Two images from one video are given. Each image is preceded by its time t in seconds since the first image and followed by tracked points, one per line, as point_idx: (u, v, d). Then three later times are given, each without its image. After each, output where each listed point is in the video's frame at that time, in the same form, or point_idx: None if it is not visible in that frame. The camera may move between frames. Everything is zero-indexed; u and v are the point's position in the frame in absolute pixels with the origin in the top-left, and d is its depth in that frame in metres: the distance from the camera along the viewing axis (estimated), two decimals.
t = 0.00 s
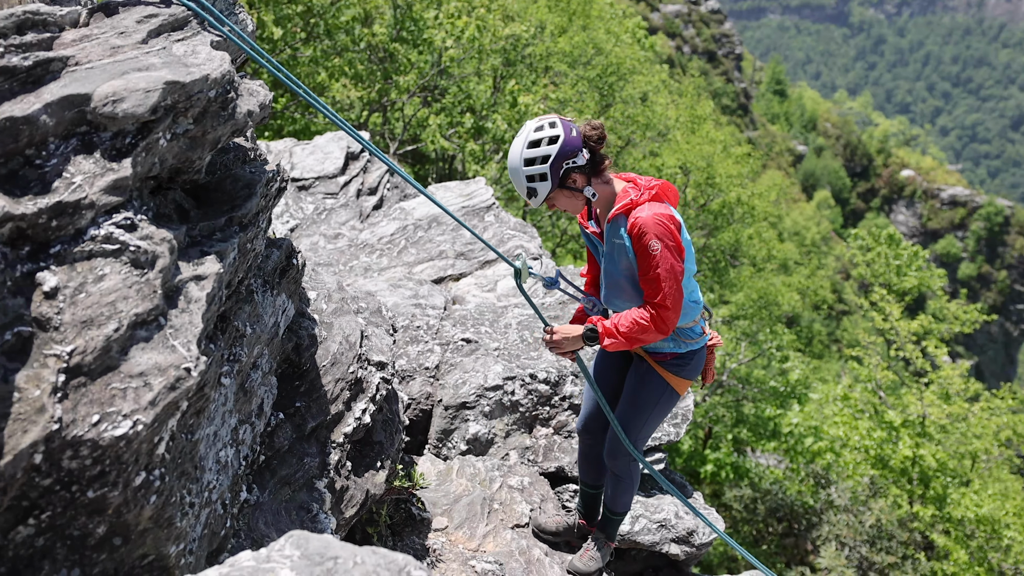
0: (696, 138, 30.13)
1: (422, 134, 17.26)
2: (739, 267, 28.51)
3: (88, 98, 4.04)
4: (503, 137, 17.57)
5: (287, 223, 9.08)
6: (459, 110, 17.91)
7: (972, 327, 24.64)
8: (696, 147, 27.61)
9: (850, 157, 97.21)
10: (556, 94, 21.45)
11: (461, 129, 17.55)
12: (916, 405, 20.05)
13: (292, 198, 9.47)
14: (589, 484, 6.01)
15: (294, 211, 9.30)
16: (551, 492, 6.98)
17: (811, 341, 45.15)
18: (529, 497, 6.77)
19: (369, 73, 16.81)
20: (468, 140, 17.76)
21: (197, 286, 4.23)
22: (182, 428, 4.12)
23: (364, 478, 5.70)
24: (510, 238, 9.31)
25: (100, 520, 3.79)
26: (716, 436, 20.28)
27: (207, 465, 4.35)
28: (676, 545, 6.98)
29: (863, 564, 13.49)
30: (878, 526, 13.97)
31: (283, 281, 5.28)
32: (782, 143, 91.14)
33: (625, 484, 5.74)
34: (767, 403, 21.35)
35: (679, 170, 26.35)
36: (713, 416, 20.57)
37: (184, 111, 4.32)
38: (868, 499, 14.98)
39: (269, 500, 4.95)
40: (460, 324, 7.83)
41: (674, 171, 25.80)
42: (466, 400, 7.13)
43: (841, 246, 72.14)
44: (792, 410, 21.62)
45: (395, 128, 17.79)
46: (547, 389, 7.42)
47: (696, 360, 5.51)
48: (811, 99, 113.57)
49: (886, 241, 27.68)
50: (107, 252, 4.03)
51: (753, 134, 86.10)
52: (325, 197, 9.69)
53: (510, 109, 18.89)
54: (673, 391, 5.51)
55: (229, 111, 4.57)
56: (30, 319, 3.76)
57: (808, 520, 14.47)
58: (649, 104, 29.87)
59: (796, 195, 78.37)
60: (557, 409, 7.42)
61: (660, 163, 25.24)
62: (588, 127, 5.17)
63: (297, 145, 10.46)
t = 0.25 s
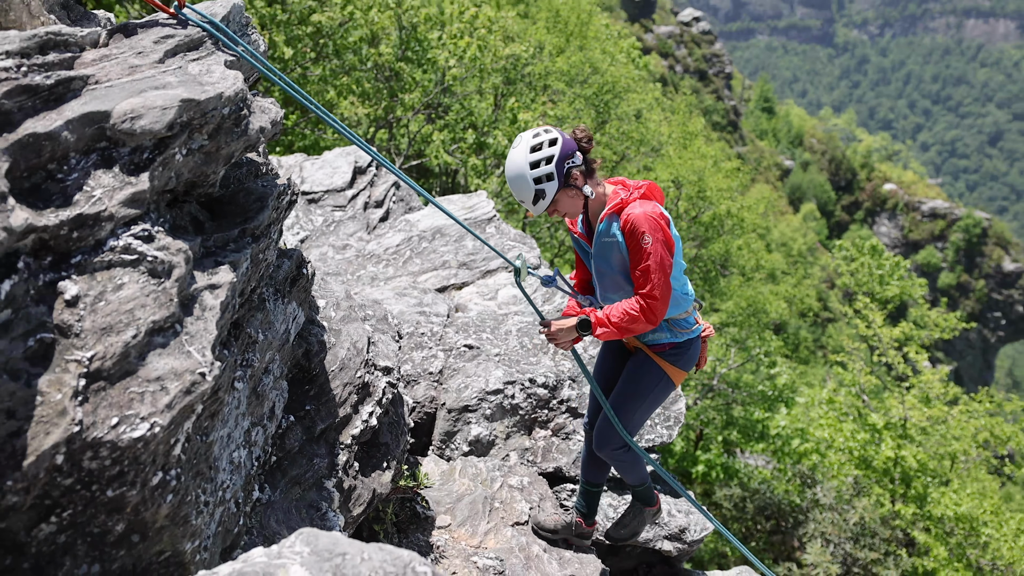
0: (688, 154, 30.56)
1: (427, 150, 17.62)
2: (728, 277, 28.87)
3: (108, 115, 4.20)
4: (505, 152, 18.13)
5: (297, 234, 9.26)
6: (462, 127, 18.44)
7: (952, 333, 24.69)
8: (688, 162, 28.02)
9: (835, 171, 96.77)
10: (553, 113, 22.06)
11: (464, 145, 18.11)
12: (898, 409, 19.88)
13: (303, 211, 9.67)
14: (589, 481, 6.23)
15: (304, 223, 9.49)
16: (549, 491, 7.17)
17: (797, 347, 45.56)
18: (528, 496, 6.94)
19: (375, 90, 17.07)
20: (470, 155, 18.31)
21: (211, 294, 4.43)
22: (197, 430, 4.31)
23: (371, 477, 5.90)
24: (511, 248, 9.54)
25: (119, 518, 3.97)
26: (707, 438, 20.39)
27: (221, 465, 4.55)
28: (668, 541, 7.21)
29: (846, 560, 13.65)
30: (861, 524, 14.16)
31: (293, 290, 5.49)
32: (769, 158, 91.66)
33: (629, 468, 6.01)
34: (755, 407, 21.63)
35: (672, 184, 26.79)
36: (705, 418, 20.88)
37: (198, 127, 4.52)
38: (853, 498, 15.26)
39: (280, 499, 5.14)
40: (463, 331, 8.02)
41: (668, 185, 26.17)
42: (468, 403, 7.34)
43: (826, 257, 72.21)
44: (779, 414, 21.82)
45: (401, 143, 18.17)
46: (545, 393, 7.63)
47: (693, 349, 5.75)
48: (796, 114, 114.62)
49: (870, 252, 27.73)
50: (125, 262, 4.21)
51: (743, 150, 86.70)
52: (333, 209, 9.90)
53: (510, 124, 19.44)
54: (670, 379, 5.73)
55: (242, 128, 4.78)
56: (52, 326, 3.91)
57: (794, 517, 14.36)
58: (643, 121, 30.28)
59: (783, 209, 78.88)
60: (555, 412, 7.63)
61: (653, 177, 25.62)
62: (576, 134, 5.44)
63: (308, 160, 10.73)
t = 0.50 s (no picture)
0: (681, 169, 31.03)
1: (431, 165, 17.96)
2: (718, 286, 29.20)
3: (127, 132, 4.33)
4: (504, 166, 18.57)
5: (307, 245, 9.46)
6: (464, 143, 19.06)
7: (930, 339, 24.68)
8: (680, 177, 28.41)
9: (819, 187, 96.86)
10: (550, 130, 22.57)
11: (466, 160, 18.62)
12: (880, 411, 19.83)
13: (313, 223, 9.86)
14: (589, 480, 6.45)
15: (314, 234, 9.67)
16: (547, 489, 7.42)
17: (783, 352, 45.94)
18: (527, 494, 7.21)
19: (382, 108, 17.42)
20: (471, 170, 18.76)
21: (226, 302, 4.61)
22: (213, 432, 4.50)
23: (378, 477, 6.13)
24: (512, 258, 9.78)
25: (138, 515, 4.14)
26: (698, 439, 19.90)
27: (235, 465, 4.75)
28: (661, 538, 7.38)
29: (831, 556, 13.60)
30: (845, 522, 14.13)
31: (303, 298, 5.71)
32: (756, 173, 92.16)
33: (688, 447, 6.53)
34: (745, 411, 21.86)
35: (664, 198, 27.21)
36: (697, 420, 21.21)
37: (213, 143, 4.69)
38: (836, 498, 15.07)
39: (291, 497, 5.36)
40: (465, 337, 8.21)
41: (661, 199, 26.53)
42: (470, 406, 7.56)
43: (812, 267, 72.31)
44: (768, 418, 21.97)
45: (406, 158, 18.43)
46: (544, 397, 7.84)
47: (692, 349, 5.93)
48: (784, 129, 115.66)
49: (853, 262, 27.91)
50: (143, 271, 4.34)
51: (733, 165, 87.34)
52: (342, 222, 10.10)
53: (511, 141, 19.99)
54: (675, 381, 5.97)
55: (255, 144, 5.00)
56: (74, 333, 4.05)
57: (781, 514, 14.03)
58: (636, 138, 30.70)
59: (770, 222, 79.35)
60: (553, 415, 7.83)
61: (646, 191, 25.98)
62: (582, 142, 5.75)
63: (317, 175, 10.94)
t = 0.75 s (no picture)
0: (674, 181, 31.32)
1: (433, 177, 18.28)
2: (712, 293, 29.44)
3: (140, 143, 4.42)
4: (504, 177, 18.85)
5: (314, 253, 9.62)
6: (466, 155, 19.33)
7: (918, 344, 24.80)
8: (674, 189, 28.73)
9: (810, 196, 96.85)
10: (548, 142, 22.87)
11: (468, 171, 18.94)
12: (868, 414, 19.96)
13: (319, 232, 10.02)
14: (588, 480, 6.70)
15: (320, 243, 9.83)
16: (546, 490, 7.55)
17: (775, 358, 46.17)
18: (527, 494, 7.37)
19: (387, 121, 17.59)
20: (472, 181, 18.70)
21: (236, 308, 4.73)
22: (222, 433, 4.65)
23: (382, 477, 6.27)
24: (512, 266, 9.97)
25: (150, 514, 4.26)
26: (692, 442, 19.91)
27: (244, 465, 4.90)
28: (656, 536, 7.51)
29: (820, 554, 13.68)
30: (834, 520, 14.22)
31: (311, 304, 5.88)
32: (749, 182, 92.57)
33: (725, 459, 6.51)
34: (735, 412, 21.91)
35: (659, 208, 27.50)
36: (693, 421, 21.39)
37: (223, 155, 4.81)
38: (826, 497, 15.21)
39: (298, 497, 5.52)
40: (467, 342, 8.35)
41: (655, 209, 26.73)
42: (472, 409, 7.72)
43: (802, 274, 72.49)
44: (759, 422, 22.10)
45: (410, 169, 18.71)
46: (543, 400, 7.99)
47: (697, 340, 6.09)
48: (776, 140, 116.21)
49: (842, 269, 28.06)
50: (155, 278, 4.43)
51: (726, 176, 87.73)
52: (348, 231, 10.24)
53: (510, 153, 20.31)
54: (687, 369, 6.08)
55: (264, 155, 5.12)
56: (88, 338, 4.13)
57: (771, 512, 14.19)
58: (631, 149, 31.00)
59: (762, 230, 79.61)
60: (552, 417, 7.99)
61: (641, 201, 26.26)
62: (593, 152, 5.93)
63: (324, 185, 11.09)
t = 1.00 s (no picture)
0: (673, 180, 31.34)
1: (433, 176, 18.32)
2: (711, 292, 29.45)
3: (140, 143, 4.42)
4: (504, 176, 18.89)
5: (314, 253, 9.63)
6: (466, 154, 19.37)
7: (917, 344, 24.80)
8: (675, 187, 28.68)
9: (810, 195, 97.40)
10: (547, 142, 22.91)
11: (467, 170, 18.98)
12: (868, 413, 19.96)
13: (319, 232, 10.02)
14: (589, 481, 6.60)
15: (320, 242, 9.84)
16: (546, 490, 7.55)
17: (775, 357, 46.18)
18: (527, 493, 7.37)
19: (387, 121, 17.57)
20: (472, 180, 18.75)
21: (236, 307, 4.73)
22: (222, 433, 4.65)
23: (382, 477, 6.27)
24: (511, 265, 9.97)
25: (151, 514, 4.26)
26: (692, 441, 19.98)
27: (244, 465, 4.90)
28: (656, 536, 7.55)
29: (820, 553, 13.67)
30: (833, 520, 14.22)
31: (311, 304, 5.88)
32: (750, 181, 92.59)
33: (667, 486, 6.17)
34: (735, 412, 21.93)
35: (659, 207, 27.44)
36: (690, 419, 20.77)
37: (223, 154, 4.80)
38: (827, 497, 15.23)
39: (298, 496, 5.52)
40: (467, 342, 8.34)
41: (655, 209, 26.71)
42: (472, 409, 7.72)
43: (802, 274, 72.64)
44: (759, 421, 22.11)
45: (410, 169, 18.76)
46: (543, 399, 7.99)
47: (698, 350, 6.00)
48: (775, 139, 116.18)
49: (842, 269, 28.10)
50: (155, 278, 4.43)
51: (726, 175, 87.71)
52: (348, 230, 10.25)
53: (510, 152, 20.34)
54: (679, 378, 5.93)
55: (264, 154, 5.11)
56: (88, 337, 4.13)
57: (772, 513, 14.32)
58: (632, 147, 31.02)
59: (761, 229, 79.58)
60: (552, 416, 7.99)
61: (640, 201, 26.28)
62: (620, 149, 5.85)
63: (324, 185, 11.08)
